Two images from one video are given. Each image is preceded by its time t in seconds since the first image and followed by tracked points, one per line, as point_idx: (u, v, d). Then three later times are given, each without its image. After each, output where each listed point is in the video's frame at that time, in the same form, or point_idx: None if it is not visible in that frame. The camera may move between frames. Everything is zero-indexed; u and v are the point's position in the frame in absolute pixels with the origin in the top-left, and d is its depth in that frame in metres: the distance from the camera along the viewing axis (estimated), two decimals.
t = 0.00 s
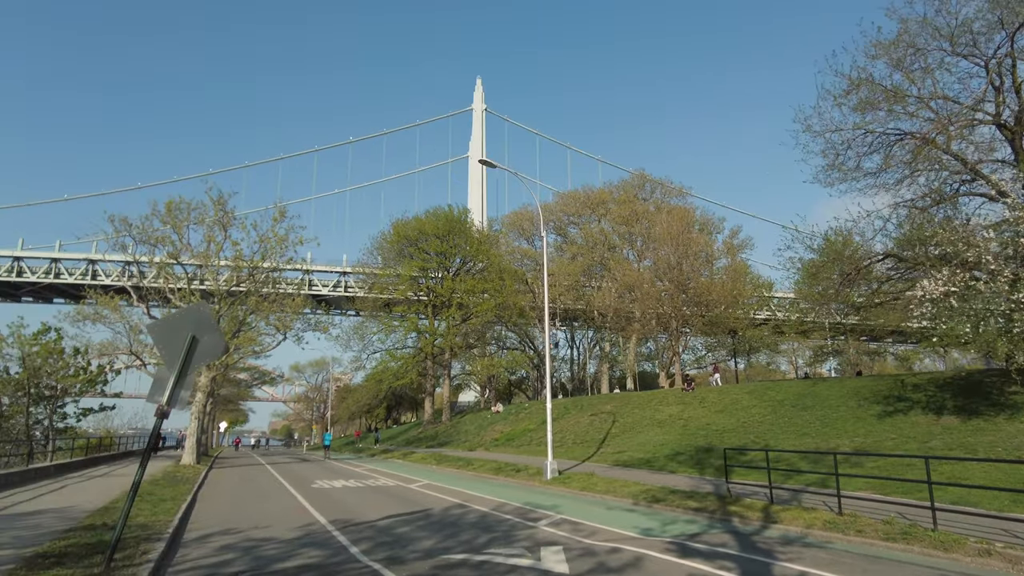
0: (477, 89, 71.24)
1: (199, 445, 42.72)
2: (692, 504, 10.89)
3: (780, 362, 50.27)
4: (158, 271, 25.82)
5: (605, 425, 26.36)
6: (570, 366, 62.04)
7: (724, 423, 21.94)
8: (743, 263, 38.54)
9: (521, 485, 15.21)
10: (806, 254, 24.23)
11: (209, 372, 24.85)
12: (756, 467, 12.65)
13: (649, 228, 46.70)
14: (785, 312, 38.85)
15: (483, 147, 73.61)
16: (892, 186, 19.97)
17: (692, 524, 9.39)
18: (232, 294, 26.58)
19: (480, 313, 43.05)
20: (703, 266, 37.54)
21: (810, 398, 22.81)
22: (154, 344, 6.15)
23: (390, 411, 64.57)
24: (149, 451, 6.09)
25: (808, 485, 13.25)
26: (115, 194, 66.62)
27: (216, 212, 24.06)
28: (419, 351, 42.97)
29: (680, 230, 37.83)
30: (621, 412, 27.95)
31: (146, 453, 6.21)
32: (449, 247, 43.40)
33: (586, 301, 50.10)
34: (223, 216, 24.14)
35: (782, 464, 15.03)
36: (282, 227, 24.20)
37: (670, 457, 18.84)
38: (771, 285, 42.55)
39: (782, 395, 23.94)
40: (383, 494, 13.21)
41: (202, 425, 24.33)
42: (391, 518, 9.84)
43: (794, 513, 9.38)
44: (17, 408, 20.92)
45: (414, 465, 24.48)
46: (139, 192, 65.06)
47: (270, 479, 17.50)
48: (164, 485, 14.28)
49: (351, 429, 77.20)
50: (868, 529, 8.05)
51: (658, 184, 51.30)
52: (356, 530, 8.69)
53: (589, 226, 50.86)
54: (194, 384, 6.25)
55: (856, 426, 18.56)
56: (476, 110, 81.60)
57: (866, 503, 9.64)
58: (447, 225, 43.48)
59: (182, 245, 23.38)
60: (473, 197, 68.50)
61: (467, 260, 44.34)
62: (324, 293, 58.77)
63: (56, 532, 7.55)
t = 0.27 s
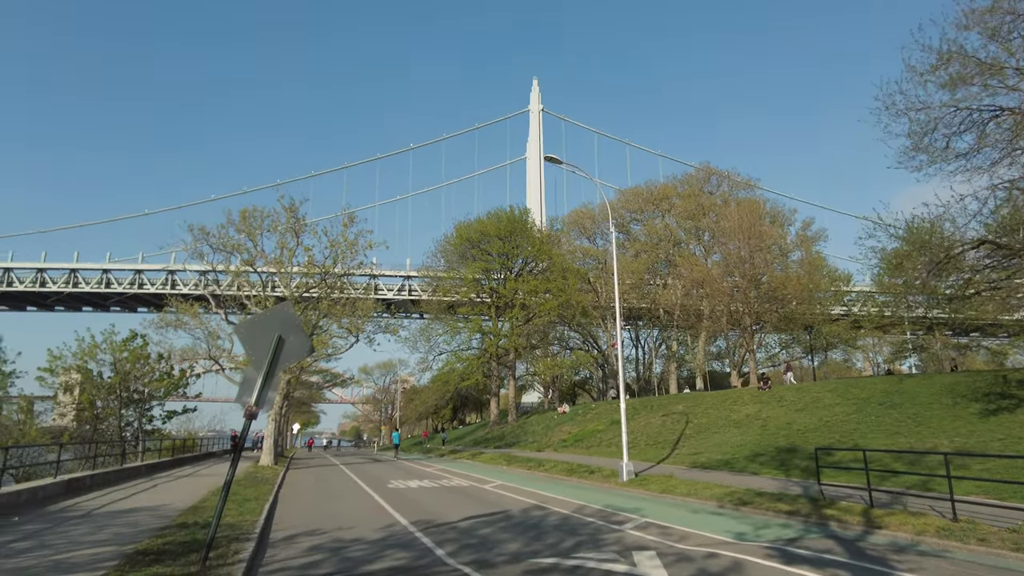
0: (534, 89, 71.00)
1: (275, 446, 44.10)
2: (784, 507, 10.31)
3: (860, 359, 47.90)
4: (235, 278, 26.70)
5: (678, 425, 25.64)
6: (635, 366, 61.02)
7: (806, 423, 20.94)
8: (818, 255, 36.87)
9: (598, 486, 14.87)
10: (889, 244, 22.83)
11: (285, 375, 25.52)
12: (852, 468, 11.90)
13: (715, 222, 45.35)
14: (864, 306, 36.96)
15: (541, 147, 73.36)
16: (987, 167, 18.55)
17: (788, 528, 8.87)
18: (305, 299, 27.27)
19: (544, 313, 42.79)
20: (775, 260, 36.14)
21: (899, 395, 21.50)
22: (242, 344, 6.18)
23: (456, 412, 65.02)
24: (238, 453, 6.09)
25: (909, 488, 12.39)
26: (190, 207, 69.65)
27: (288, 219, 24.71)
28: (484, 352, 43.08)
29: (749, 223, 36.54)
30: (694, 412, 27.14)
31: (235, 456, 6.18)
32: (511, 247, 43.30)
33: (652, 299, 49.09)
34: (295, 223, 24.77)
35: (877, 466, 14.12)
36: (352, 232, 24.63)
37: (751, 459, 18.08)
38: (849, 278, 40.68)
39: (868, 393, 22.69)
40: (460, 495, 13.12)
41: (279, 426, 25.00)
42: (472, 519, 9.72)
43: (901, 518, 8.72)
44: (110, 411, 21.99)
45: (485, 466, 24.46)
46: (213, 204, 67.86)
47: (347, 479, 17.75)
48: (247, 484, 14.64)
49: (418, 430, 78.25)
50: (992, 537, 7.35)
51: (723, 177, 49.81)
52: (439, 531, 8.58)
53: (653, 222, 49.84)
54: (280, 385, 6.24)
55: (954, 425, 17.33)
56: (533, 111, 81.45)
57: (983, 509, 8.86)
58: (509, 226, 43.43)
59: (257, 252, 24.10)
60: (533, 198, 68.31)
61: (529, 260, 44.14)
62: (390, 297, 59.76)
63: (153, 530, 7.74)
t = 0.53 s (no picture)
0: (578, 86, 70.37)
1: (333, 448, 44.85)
2: (868, 510, 9.74)
3: (930, 353, 45.73)
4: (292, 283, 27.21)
5: (741, 425, 24.84)
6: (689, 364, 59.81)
7: (879, 421, 19.98)
8: (884, 245, 35.28)
9: (662, 488, 14.45)
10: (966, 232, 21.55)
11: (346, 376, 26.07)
12: (941, 470, 11.16)
13: (772, 214, 43.97)
14: (935, 298, 35.17)
15: (587, 145, 72.69)
16: None
17: (876, 533, 8.35)
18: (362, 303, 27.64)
19: (596, 312, 42.27)
20: (838, 252, 34.76)
21: (980, 391, 20.28)
22: (313, 344, 6.17)
23: (509, 412, 65.06)
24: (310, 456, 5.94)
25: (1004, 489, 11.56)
26: (245, 215, 71.56)
27: (344, 224, 25.03)
28: (536, 351, 42.86)
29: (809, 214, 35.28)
30: (756, 411, 26.32)
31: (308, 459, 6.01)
32: (561, 246, 42.93)
33: (706, 295, 48.00)
34: (350, 228, 25.08)
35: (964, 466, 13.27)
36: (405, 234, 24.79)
37: (822, 458, 17.31)
38: (917, 268, 38.87)
39: (946, 390, 21.50)
40: (522, 497, 12.93)
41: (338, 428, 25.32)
42: (539, 522, 9.50)
43: (1004, 523, 8.09)
44: (177, 414, 22.63)
45: (542, 467, 24.23)
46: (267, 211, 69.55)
47: (408, 480, 17.82)
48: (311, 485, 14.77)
49: (471, 430, 78.68)
50: None
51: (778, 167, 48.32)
52: (507, 534, 8.39)
53: (705, 217, 48.67)
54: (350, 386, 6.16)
55: None
56: (578, 108, 80.98)
57: None
58: (558, 224, 43.05)
59: (314, 256, 24.48)
60: (581, 195, 67.77)
61: (580, 258, 43.67)
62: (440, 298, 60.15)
63: (227, 532, 7.78)
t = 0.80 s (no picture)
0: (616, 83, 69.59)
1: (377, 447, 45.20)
2: (947, 516, 9.19)
3: (991, 350, 43.73)
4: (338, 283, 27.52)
5: (794, 425, 24.05)
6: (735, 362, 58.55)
7: (944, 421, 19.07)
8: (942, 238, 33.81)
9: (718, 490, 14.00)
10: None
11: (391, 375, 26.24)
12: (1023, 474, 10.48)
13: (821, 208, 42.64)
14: (999, 293, 33.56)
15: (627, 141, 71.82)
16: None
17: (961, 541, 7.83)
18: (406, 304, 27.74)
19: (639, 310, 41.63)
20: (893, 245, 33.44)
21: None
22: (371, 342, 6.03)
23: (550, 411, 64.76)
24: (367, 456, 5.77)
25: None
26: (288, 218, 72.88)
27: (388, 224, 25.11)
28: (578, 350, 42.45)
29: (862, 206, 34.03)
30: (809, 411, 25.48)
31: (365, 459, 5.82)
32: (603, 244, 42.37)
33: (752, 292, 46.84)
34: (394, 228, 25.15)
35: None
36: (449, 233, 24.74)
37: (884, 460, 16.58)
38: (978, 262, 37.17)
39: (1016, 389, 20.39)
40: (574, 499, 12.66)
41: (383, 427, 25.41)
42: (595, 525, 9.23)
43: None
44: (227, 413, 22.99)
45: (588, 468, 23.86)
46: (309, 214, 70.58)
47: (455, 479, 17.73)
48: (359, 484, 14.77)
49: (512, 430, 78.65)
50: None
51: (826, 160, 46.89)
52: (565, 538, 8.15)
53: (750, 211, 47.49)
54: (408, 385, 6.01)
55: None
56: (616, 105, 80.15)
57: None
58: (600, 222, 42.48)
59: (359, 257, 24.63)
60: (621, 192, 67.01)
61: (623, 256, 43.04)
62: (480, 298, 60.15)
63: (283, 533, 7.72)
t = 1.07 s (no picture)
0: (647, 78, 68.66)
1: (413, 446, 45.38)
2: (1020, 523, 8.67)
3: None
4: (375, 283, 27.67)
5: (840, 424, 23.31)
6: (773, 360, 57.29)
7: (1003, 421, 18.24)
8: (994, 230, 32.46)
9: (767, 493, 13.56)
10: None
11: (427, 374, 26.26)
12: None
13: (864, 201, 41.37)
14: None
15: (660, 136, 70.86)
16: None
17: None
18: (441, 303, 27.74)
19: (676, 308, 40.95)
20: (941, 238, 32.19)
21: None
22: (418, 343, 5.88)
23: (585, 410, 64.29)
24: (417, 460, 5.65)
25: None
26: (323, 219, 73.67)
27: (422, 223, 25.06)
28: (612, 349, 41.80)
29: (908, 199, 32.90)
30: (856, 410, 24.68)
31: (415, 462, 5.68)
32: (638, 241, 41.76)
33: (792, 288, 45.70)
34: (428, 226, 25.09)
35: None
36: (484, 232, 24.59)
37: (940, 462, 15.89)
38: None
39: None
40: (620, 501, 12.36)
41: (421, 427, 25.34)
42: (645, 529, 8.95)
43: None
44: (267, 412, 23.18)
45: (627, 468, 23.46)
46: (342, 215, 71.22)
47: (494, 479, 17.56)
48: (400, 484, 14.71)
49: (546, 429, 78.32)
50: None
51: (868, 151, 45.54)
52: (616, 543, 7.89)
53: (789, 205, 46.30)
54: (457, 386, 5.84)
55: None
56: (648, 100, 79.22)
57: None
58: (634, 219, 41.94)
59: (395, 257, 24.66)
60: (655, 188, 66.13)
61: (659, 253, 42.37)
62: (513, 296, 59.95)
63: (329, 536, 7.62)
